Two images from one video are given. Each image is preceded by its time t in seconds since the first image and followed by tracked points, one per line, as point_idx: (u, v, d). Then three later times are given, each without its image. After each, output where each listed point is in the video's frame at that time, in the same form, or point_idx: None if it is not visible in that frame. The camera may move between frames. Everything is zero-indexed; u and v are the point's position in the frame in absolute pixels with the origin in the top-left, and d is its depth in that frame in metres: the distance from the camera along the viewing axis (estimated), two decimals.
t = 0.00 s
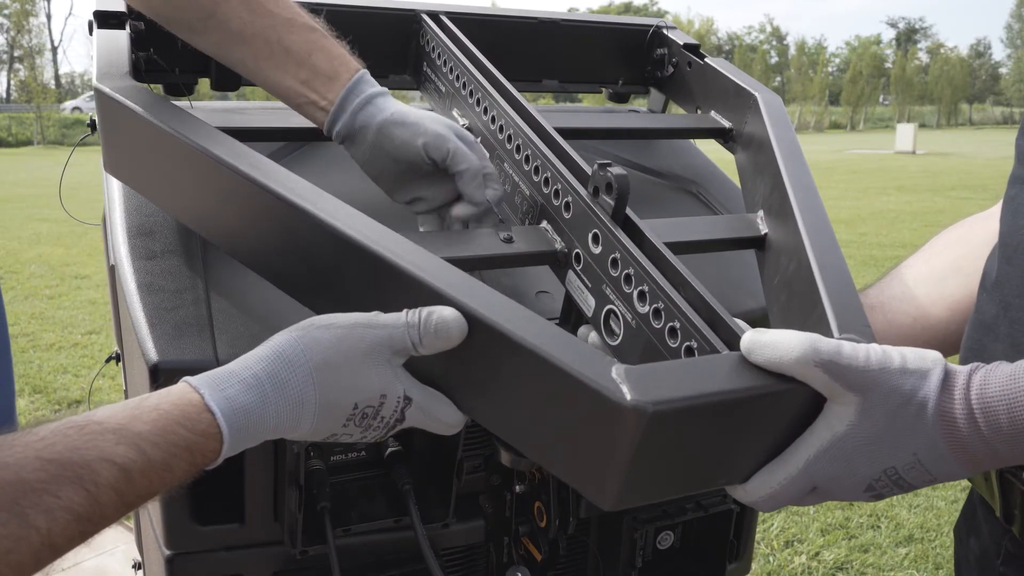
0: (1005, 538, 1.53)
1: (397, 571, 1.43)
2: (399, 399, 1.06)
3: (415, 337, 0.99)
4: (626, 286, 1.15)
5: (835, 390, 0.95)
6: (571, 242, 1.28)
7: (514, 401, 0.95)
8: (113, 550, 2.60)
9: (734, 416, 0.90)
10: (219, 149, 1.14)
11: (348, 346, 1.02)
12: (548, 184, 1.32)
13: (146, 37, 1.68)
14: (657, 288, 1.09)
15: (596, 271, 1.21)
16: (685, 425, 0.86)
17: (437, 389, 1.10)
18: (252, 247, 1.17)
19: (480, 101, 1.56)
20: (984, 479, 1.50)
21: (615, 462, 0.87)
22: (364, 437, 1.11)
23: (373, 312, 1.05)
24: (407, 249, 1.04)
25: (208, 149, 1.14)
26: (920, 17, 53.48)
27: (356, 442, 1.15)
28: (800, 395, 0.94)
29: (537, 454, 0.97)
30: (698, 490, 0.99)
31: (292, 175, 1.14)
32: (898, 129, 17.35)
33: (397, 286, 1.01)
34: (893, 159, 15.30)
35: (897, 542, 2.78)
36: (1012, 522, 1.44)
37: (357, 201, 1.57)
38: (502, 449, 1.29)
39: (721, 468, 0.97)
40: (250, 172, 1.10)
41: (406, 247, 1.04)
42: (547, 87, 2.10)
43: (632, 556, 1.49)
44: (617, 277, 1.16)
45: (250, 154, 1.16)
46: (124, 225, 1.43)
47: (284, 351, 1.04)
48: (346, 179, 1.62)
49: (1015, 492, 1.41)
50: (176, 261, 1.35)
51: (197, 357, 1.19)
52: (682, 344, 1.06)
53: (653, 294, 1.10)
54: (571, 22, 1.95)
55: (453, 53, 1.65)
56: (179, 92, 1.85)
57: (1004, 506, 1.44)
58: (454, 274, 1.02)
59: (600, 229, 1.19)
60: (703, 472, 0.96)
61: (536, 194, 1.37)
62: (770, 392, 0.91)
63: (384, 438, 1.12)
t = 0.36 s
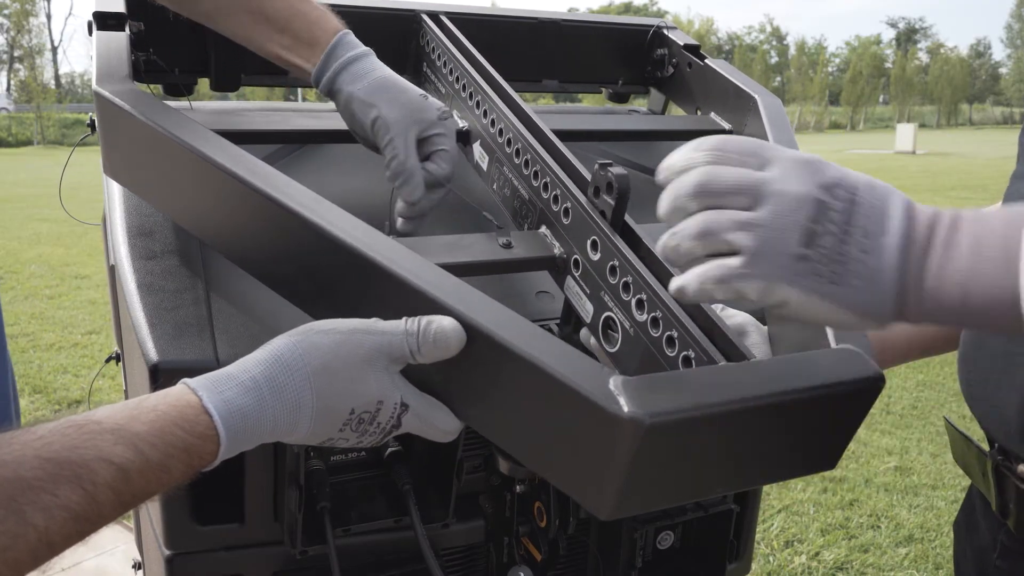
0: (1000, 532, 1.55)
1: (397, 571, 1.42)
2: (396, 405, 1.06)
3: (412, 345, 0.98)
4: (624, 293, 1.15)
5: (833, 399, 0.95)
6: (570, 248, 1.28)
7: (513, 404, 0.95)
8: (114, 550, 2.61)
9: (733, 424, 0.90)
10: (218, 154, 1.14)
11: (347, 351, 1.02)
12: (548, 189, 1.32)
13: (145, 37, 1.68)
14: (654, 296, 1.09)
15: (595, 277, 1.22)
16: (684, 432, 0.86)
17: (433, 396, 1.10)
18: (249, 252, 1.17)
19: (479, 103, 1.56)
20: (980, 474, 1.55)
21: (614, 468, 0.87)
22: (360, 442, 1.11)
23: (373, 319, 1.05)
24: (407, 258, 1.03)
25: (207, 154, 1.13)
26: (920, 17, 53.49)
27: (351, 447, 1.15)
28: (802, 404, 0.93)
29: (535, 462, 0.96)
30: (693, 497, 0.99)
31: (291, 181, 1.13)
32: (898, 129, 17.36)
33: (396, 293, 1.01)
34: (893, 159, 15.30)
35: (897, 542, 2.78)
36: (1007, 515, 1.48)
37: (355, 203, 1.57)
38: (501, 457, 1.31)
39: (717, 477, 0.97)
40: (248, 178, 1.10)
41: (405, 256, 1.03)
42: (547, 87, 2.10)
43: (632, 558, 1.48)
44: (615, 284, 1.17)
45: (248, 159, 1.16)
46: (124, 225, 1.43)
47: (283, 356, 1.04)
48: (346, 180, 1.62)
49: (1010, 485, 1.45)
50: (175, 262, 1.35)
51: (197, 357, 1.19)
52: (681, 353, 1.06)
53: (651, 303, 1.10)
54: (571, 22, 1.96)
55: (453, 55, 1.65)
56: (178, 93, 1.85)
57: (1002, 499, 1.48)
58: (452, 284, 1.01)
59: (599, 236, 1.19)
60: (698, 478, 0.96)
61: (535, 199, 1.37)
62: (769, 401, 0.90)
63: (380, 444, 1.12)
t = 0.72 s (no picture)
0: (1001, 527, 1.55)
1: (397, 571, 1.42)
2: (396, 404, 1.05)
3: (412, 344, 0.98)
4: (624, 293, 1.16)
5: (832, 399, 0.95)
6: (570, 248, 1.28)
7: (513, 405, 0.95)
8: (114, 551, 2.61)
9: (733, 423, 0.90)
10: (218, 154, 1.14)
11: (347, 350, 1.02)
12: (548, 189, 1.32)
13: (146, 37, 1.68)
14: (654, 296, 1.10)
15: (594, 277, 1.22)
16: (683, 432, 0.87)
17: (433, 395, 1.10)
18: (249, 251, 1.17)
19: (479, 103, 1.56)
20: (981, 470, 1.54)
21: (614, 469, 0.87)
22: (361, 440, 1.10)
23: (374, 317, 1.04)
24: (408, 258, 1.04)
25: (207, 153, 1.13)
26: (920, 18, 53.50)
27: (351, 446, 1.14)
28: (802, 404, 0.93)
29: (533, 462, 0.97)
30: (692, 497, 0.99)
31: (291, 181, 1.13)
32: (898, 129, 17.36)
33: (397, 293, 1.01)
34: (893, 159, 15.30)
35: (897, 542, 2.78)
36: (1007, 510, 1.47)
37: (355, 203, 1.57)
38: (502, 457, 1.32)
39: (716, 477, 0.97)
40: (248, 178, 1.10)
41: (405, 255, 1.03)
42: (547, 87, 2.09)
43: (632, 557, 1.49)
44: (615, 284, 1.18)
45: (248, 158, 1.15)
46: (124, 225, 1.43)
47: (282, 353, 1.04)
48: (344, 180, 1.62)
49: (1010, 481, 1.44)
50: (175, 262, 1.35)
51: (197, 356, 1.19)
52: (681, 353, 1.07)
53: (651, 302, 1.11)
54: (571, 22, 1.96)
55: (453, 55, 1.65)
56: (178, 93, 1.85)
57: (1003, 496, 1.47)
58: (453, 284, 1.01)
59: (599, 236, 1.20)
60: (697, 478, 0.96)
61: (536, 199, 1.37)
62: (769, 401, 0.90)
63: (379, 443, 1.12)
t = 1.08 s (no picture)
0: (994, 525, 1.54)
1: (397, 571, 1.43)
2: (393, 408, 1.06)
3: (411, 349, 0.98)
4: (622, 297, 1.17)
5: (832, 403, 0.95)
6: (569, 251, 1.28)
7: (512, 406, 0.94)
8: (114, 550, 2.61)
9: (730, 428, 0.90)
10: (217, 157, 1.14)
11: (345, 353, 1.02)
12: (548, 192, 1.31)
13: (146, 37, 1.68)
14: (652, 301, 1.10)
15: (593, 280, 1.23)
16: (682, 439, 0.87)
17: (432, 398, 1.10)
18: (248, 254, 1.17)
19: (480, 105, 1.55)
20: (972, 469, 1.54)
21: (612, 474, 0.87)
22: (358, 443, 1.11)
23: (372, 321, 1.04)
24: (407, 262, 1.03)
25: (206, 157, 1.13)
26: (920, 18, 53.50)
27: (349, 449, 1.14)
28: (801, 410, 0.93)
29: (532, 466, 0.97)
30: (690, 501, 0.99)
31: (290, 184, 1.13)
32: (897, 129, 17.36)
33: (396, 297, 1.00)
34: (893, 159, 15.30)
35: (897, 542, 2.78)
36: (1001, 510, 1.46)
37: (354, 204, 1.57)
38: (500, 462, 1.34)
39: (715, 482, 0.98)
40: (247, 181, 1.09)
41: (404, 259, 1.03)
42: (547, 87, 2.09)
43: (632, 557, 1.49)
44: (614, 287, 1.18)
45: (247, 162, 1.15)
46: (124, 225, 1.43)
47: (280, 357, 1.03)
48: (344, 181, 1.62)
49: (1002, 479, 1.43)
50: (175, 263, 1.35)
51: (196, 357, 1.19)
52: (678, 357, 1.08)
53: (649, 307, 1.11)
54: (571, 22, 1.95)
55: (453, 55, 1.65)
56: (178, 93, 1.85)
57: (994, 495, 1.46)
58: (453, 288, 1.01)
59: (598, 240, 1.19)
60: (695, 482, 0.96)
61: (535, 201, 1.37)
62: (769, 407, 0.90)
63: (377, 446, 1.12)
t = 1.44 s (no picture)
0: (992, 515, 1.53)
1: (397, 571, 1.43)
2: (396, 398, 1.06)
3: (413, 338, 0.98)
4: (625, 289, 1.16)
5: (836, 393, 0.95)
6: (570, 244, 1.28)
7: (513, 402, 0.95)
8: (114, 550, 2.60)
9: (733, 417, 0.90)
10: (218, 150, 1.13)
11: (347, 343, 1.02)
12: (548, 185, 1.32)
13: (146, 37, 1.67)
14: (655, 292, 1.09)
15: (596, 273, 1.22)
16: (685, 426, 0.87)
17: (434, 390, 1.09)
18: (250, 248, 1.17)
19: (479, 101, 1.56)
20: (972, 461, 1.53)
21: (614, 463, 0.88)
22: (360, 434, 1.11)
23: (372, 309, 1.04)
24: (407, 253, 1.03)
25: (207, 150, 1.13)
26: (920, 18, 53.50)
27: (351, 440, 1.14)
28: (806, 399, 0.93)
29: (537, 457, 0.97)
30: (695, 493, 0.99)
31: (292, 177, 1.13)
32: (897, 129, 17.36)
33: (397, 290, 1.01)
34: (893, 159, 15.30)
35: (897, 542, 2.78)
36: (998, 501, 1.45)
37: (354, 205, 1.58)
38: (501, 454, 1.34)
39: (719, 473, 0.98)
40: (249, 175, 1.09)
41: (405, 249, 1.03)
42: (547, 87, 2.10)
43: (632, 557, 1.50)
44: (616, 279, 1.17)
45: (249, 155, 1.15)
46: (124, 225, 1.43)
47: (281, 346, 1.04)
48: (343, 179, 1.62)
49: (999, 471, 1.43)
50: (175, 261, 1.36)
51: (196, 355, 1.19)
52: (681, 348, 1.08)
53: (653, 298, 1.10)
54: (570, 22, 1.95)
55: (453, 54, 1.65)
56: (178, 93, 1.85)
57: (993, 487, 1.45)
58: (456, 279, 1.01)
59: (600, 231, 1.19)
60: (699, 473, 0.96)
61: (536, 196, 1.37)
62: (772, 396, 0.90)
63: (380, 437, 1.12)
